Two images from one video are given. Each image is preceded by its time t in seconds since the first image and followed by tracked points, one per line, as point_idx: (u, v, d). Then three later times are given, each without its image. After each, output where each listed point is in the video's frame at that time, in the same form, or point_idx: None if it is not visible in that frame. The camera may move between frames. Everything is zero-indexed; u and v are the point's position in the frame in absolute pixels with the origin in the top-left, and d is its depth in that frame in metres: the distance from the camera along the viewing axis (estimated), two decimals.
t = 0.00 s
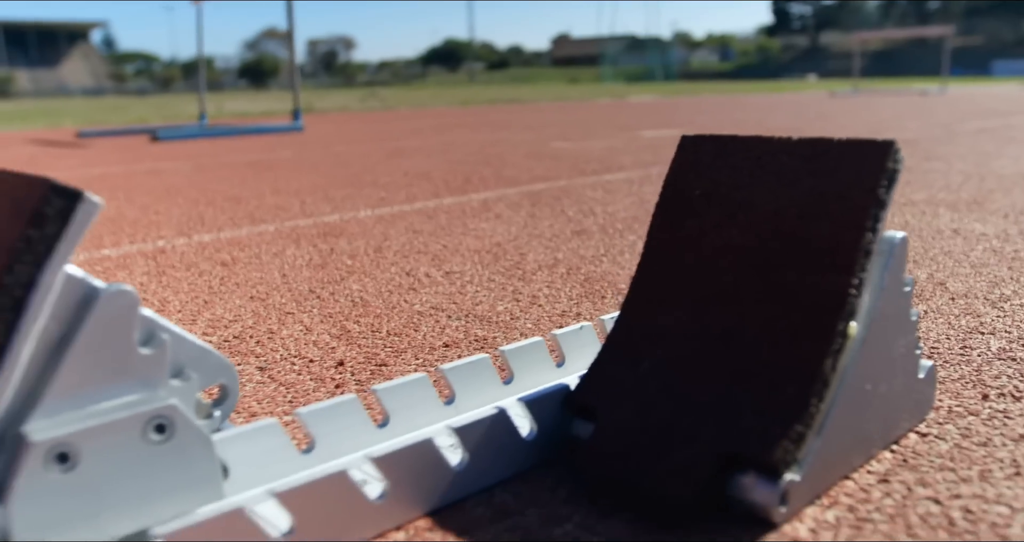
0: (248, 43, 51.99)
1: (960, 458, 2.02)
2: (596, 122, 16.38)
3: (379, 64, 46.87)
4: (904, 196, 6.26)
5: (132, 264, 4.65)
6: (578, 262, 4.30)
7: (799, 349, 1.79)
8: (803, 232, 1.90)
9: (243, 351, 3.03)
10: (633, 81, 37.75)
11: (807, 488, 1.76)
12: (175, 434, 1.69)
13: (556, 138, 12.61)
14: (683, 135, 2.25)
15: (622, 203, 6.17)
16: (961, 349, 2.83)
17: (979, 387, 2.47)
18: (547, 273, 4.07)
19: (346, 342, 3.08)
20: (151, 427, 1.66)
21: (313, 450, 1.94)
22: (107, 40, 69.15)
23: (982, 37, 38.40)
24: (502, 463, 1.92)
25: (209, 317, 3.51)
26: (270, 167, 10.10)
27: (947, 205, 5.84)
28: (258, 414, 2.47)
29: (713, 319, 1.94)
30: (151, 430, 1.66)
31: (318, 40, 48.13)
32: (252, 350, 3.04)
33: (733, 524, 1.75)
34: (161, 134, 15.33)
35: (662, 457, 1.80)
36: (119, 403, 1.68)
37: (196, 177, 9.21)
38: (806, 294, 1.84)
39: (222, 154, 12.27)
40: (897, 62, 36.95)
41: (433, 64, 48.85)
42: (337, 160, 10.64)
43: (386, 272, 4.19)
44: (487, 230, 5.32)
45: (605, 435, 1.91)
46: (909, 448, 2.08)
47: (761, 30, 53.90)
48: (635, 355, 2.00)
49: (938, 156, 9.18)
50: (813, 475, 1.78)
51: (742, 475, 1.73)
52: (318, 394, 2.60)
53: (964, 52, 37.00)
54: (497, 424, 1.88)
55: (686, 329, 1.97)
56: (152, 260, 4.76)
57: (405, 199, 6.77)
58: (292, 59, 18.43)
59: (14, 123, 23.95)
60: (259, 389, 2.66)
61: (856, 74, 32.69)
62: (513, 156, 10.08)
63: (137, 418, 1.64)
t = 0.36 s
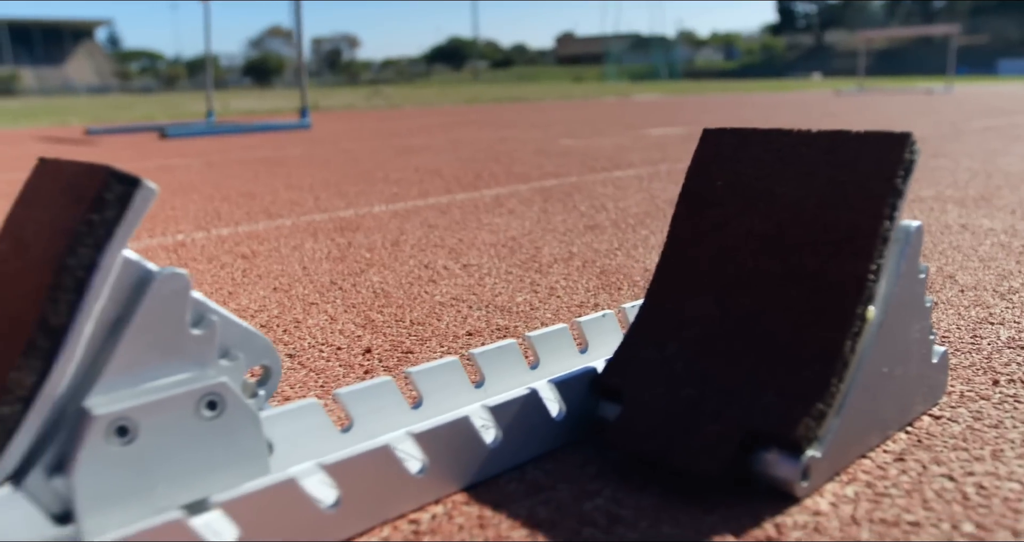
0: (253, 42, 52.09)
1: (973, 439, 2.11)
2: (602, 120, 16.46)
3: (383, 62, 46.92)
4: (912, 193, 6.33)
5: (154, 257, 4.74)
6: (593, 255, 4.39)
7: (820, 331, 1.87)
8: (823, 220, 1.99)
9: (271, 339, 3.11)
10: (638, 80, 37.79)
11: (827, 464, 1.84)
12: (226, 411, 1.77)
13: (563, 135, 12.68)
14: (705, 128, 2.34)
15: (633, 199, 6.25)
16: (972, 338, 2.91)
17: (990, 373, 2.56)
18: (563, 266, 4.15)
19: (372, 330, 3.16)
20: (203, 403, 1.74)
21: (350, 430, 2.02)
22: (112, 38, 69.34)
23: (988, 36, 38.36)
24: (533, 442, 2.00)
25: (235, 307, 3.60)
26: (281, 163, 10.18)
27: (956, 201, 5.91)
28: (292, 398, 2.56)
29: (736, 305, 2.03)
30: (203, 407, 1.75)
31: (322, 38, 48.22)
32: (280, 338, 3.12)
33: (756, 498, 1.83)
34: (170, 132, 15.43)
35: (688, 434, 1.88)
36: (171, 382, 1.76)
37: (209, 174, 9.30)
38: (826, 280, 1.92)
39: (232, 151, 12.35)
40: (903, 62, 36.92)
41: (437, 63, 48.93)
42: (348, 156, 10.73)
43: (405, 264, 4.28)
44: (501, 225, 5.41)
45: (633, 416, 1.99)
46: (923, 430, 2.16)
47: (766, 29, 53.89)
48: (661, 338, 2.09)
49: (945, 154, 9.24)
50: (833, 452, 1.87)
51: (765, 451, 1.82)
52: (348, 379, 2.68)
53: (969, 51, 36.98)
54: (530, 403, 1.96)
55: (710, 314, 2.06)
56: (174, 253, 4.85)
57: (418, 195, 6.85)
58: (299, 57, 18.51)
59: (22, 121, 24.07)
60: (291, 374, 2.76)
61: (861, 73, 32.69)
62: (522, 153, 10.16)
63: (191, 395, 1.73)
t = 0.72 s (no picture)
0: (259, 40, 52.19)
1: (985, 419, 2.20)
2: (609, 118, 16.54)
3: (387, 61, 46.99)
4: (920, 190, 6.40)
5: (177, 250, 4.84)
6: (608, 249, 4.48)
7: (840, 314, 1.97)
8: (842, 209, 2.08)
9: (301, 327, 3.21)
10: (643, 78, 37.86)
11: (847, 440, 1.94)
12: (276, 388, 1.86)
13: (571, 133, 12.77)
14: (727, 122, 2.43)
15: (644, 195, 6.34)
16: (982, 326, 3.00)
17: (1000, 359, 2.65)
18: (580, 259, 4.24)
19: (398, 319, 3.26)
20: (255, 381, 1.83)
21: (389, 409, 2.12)
22: (117, 37, 69.48)
23: (993, 36, 38.33)
24: (565, 420, 2.10)
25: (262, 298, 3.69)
26: (292, 160, 10.28)
27: (963, 198, 5.99)
28: (326, 382, 2.65)
29: (759, 290, 2.13)
30: (255, 384, 1.84)
31: (326, 37, 48.33)
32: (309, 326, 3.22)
33: (779, 472, 1.93)
34: (179, 130, 15.53)
35: (714, 411, 1.98)
36: (224, 360, 1.85)
37: (221, 170, 9.40)
38: (845, 266, 2.02)
39: (242, 148, 12.45)
40: (908, 61, 36.91)
41: (441, 62, 49.02)
42: (358, 154, 10.83)
43: (425, 257, 4.37)
44: (516, 220, 5.50)
45: (660, 395, 2.08)
46: (937, 412, 2.25)
47: (771, 29, 53.87)
48: (686, 322, 2.19)
49: (952, 152, 9.31)
50: (853, 429, 1.96)
51: (788, 428, 1.91)
52: (379, 365, 2.78)
53: (974, 50, 36.98)
54: (562, 383, 2.05)
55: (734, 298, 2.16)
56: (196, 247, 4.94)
57: (431, 191, 6.94)
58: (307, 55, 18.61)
59: (29, 119, 24.20)
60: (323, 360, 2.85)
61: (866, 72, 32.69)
62: (531, 150, 10.25)
63: (245, 372, 1.82)
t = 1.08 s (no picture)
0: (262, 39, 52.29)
1: (995, 402, 2.29)
2: (615, 117, 16.63)
3: (390, 60, 47.08)
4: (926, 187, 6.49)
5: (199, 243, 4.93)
6: (622, 243, 4.57)
7: (857, 299, 2.06)
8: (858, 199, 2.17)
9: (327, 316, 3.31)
10: (646, 78, 37.93)
11: (863, 420, 2.03)
12: (321, 368, 1.96)
13: (577, 132, 12.86)
14: (746, 117, 2.53)
15: (654, 192, 6.44)
16: (991, 316, 3.10)
17: (1009, 347, 2.74)
18: (595, 253, 4.34)
19: (421, 309, 3.36)
20: (301, 361, 1.92)
21: (424, 391, 2.21)
22: (120, 36, 69.61)
23: (997, 35, 38.35)
24: (592, 401, 2.19)
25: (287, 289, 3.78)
26: (302, 158, 10.37)
27: (969, 195, 6.08)
28: (357, 367, 2.75)
29: (779, 278, 2.22)
30: (301, 364, 1.93)
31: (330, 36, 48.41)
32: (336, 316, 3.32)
33: (799, 450, 2.02)
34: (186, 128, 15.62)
35: (737, 392, 2.07)
36: (270, 341, 1.95)
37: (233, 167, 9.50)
38: (862, 254, 2.11)
39: (251, 146, 12.55)
40: (911, 60, 36.96)
41: (444, 61, 49.11)
42: (367, 151, 10.93)
43: (442, 251, 4.47)
44: (529, 215, 5.60)
45: (685, 378, 2.17)
46: (949, 395, 2.34)
47: (774, 28, 53.91)
48: (709, 308, 2.29)
49: (957, 150, 9.39)
50: (869, 409, 2.05)
51: (808, 407, 2.01)
52: (407, 352, 2.88)
53: (978, 50, 37.00)
54: (590, 366, 2.15)
55: (754, 285, 2.26)
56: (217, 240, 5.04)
57: (442, 188, 7.04)
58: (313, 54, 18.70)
59: (35, 118, 24.31)
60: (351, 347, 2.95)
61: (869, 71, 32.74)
62: (539, 148, 10.35)
63: (292, 352, 1.91)
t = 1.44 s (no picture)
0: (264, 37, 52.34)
1: (1003, 387, 2.37)
2: (619, 116, 16.72)
3: (391, 58, 47.14)
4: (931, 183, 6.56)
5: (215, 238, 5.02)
6: (632, 238, 4.66)
7: (871, 286, 2.14)
8: (871, 190, 2.25)
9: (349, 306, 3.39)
10: (648, 76, 38.00)
11: (877, 403, 2.12)
12: (357, 351, 2.03)
13: (582, 130, 12.94)
14: (761, 112, 2.60)
15: (661, 188, 6.52)
16: (997, 306, 3.18)
17: (1016, 335, 2.83)
18: (606, 247, 4.42)
19: (440, 301, 3.44)
20: (338, 344, 2.00)
21: (452, 376, 2.28)
22: (122, 34, 69.73)
23: (999, 33, 38.37)
24: (615, 385, 2.27)
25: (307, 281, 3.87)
26: (309, 155, 10.45)
27: (973, 191, 6.15)
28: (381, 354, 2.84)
29: (795, 266, 2.31)
30: (339, 347, 2.01)
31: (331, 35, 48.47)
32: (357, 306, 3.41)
33: (816, 431, 2.11)
34: (191, 125, 15.70)
35: (756, 375, 2.15)
36: (308, 326, 2.03)
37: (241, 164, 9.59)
38: (875, 243, 2.19)
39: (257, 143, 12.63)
40: (912, 58, 36.98)
41: (446, 59, 49.15)
42: (373, 149, 11.02)
43: (456, 245, 4.56)
44: (539, 211, 5.68)
45: (704, 362, 2.26)
46: (958, 380, 2.43)
47: (775, 26, 53.95)
48: (726, 296, 2.37)
49: (961, 147, 9.46)
50: (883, 391, 2.13)
51: (825, 390, 2.09)
52: (429, 340, 2.96)
53: (979, 49, 37.03)
54: (613, 350, 2.23)
55: (771, 273, 2.34)
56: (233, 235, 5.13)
57: (451, 185, 7.13)
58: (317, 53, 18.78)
59: (39, 116, 24.38)
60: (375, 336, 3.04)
61: (870, 69, 32.76)
62: (545, 146, 10.43)
63: (330, 336, 1.99)
